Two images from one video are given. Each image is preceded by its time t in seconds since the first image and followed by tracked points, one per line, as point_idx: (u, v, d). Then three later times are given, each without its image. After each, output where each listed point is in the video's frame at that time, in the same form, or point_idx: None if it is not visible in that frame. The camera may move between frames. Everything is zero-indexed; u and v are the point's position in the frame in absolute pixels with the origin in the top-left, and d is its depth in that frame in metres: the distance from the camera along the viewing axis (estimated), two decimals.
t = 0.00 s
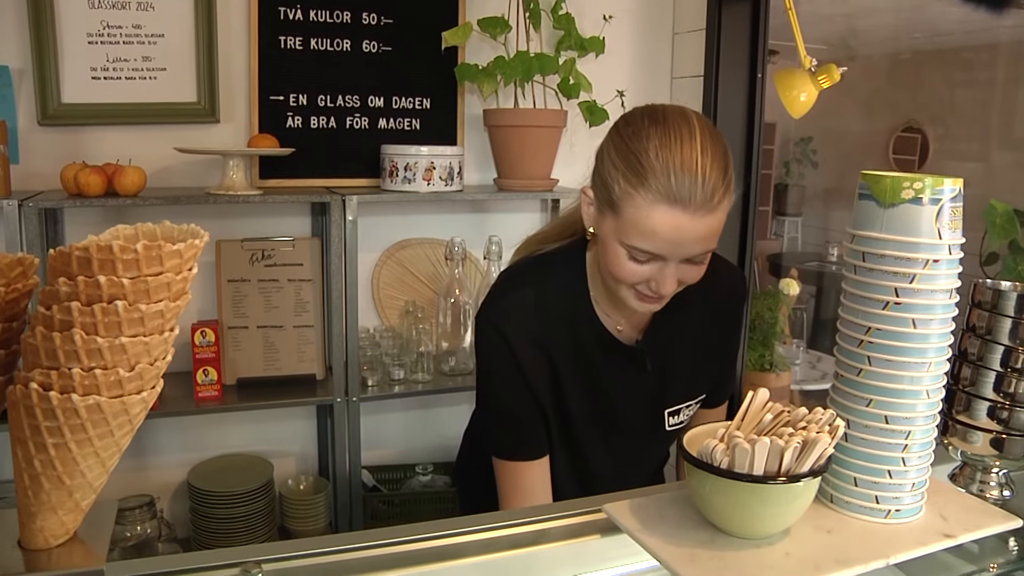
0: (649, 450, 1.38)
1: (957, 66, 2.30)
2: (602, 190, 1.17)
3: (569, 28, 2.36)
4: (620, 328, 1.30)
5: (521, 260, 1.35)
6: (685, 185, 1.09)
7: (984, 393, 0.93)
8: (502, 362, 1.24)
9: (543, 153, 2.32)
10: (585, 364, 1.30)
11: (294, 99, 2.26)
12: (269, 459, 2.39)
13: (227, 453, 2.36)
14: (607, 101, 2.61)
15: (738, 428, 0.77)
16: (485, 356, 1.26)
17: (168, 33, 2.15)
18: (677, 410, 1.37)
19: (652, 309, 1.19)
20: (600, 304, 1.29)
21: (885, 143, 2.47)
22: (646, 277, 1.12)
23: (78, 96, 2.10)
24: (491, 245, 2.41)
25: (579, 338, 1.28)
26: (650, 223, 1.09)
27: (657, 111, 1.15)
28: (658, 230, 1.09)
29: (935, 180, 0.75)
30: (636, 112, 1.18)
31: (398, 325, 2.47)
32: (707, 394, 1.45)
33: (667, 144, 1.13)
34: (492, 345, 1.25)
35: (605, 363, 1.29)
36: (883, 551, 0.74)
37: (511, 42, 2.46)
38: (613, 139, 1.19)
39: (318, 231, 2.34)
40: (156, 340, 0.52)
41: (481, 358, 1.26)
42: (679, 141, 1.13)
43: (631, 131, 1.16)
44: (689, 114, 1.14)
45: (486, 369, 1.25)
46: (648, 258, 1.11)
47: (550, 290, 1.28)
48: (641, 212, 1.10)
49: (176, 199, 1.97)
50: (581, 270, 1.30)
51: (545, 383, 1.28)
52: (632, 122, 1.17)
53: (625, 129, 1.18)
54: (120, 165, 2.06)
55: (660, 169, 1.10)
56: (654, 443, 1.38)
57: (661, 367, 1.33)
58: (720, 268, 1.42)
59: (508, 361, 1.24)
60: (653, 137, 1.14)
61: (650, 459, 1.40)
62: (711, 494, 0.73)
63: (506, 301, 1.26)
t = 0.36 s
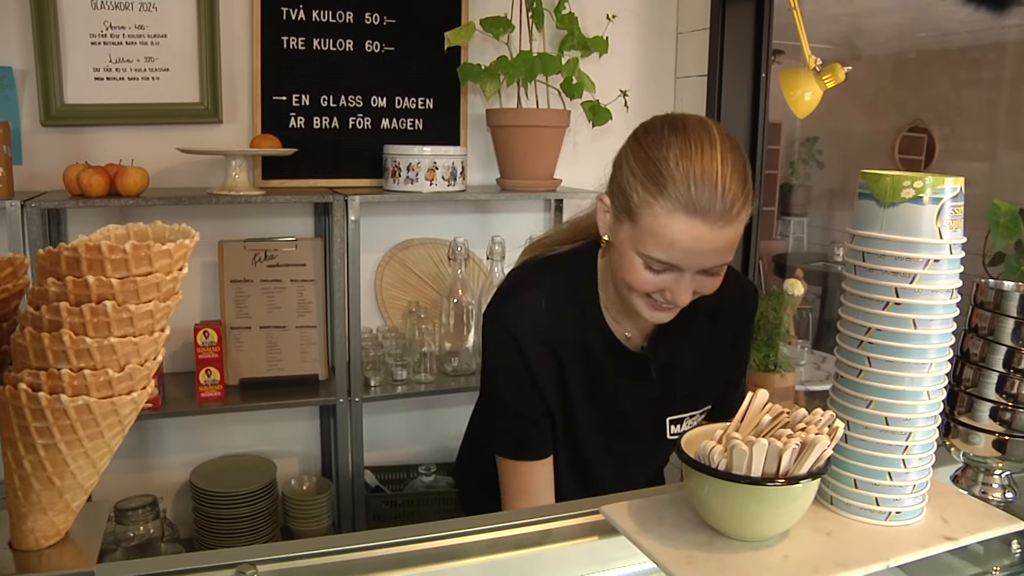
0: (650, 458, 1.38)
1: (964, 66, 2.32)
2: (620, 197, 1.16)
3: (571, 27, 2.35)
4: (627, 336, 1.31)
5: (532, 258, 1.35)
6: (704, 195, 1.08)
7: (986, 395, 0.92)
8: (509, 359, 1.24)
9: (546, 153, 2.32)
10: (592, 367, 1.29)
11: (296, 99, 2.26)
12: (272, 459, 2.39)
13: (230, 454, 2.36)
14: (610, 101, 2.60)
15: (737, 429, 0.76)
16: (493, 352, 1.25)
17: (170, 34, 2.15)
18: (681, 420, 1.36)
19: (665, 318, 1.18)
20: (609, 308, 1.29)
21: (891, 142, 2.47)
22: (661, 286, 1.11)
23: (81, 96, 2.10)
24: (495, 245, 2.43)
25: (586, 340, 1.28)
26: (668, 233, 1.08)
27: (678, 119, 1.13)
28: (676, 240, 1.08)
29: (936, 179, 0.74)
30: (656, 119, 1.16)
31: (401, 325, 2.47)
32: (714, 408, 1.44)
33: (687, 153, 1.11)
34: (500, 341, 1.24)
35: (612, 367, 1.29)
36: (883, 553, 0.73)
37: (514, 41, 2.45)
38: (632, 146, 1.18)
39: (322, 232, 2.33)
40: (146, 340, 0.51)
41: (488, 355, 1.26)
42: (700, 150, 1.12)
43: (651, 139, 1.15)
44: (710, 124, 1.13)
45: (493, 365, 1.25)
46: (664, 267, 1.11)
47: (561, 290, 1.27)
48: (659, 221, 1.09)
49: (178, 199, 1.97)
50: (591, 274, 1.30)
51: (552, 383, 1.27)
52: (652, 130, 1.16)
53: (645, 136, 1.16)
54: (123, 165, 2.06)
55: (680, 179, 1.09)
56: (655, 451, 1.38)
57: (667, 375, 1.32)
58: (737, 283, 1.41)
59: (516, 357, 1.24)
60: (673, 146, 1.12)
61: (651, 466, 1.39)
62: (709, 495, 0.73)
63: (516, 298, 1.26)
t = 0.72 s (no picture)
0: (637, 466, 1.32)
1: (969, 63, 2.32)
2: (620, 185, 1.15)
3: (571, 24, 2.34)
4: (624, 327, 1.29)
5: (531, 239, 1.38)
6: (708, 179, 1.07)
7: (986, 392, 0.91)
8: (489, 331, 1.26)
9: (547, 150, 2.31)
10: (578, 356, 1.28)
11: (296, 97, 2.26)
12: (273, 458, 2.39)
13: (230, 452, 2.36)
14: (611, 98, 2.59)
15: (732, 427, 0.75)
16: (473, 326, 1.27)
17: (169, 32, 2.14)
18: (668, 424, 1.31)
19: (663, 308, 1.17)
20: (601, 294, 1.28)
21: (895, 139, 2.46)
22: (663, 273, 1.10)
23: (81, 95, 2.10)
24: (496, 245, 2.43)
25: (573, 323, 1.28)
26: (671, 217, 1.07)
27: (679, 107, 1.14)
28: (680, 225, 1.07)
29: (933, 173, 0.73)
30: (657, 107, 1.16)
31: (402, 324, 2.46)
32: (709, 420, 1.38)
33: (689, 139, 1.11)
34: (482, 314, 1.26)
35: (598, 357, 1.27)
36: (880, 552, 0.72)
37: (515, 39, 2.44)
38: (631, 134, 1.18)
39: (322, 230, 2.33)
40: (130, 337, 0.50)
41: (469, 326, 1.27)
42: (701, 136, 1.12)
43: (652, 126, 1.15)
44: (710, 111, 1.13)
45: (473, 340, 1.26)
46: (665, 254, 1.09)
47: (550, 272, 1.29)
48: (662, 206, 1.08)
49: (178, 198, 1.97)
50: (583, 263, 1.30)
51: (533, 363, 1.28)
52: (651, 117, 1.16)
53: (644, 123, 1.16)
54: (122, 163, 2.05)
55: (683, 164, 1.09)
56: (643, 457, 1.32)
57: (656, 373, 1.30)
58: (734, 287, 1.38)
59: (496, 330, 1.26)
60: (675, 133, 1.12)
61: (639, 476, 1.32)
62: (704, 493, 0.72)
63: (504, 277, 1.28)
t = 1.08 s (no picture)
0: (640, 454, 1.31)
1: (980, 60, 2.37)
2: (612, 164, 1.15)
3: (579, 24, 2.33)
4: (626, 314, 1.27)
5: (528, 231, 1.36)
6: (699, 154, 1.07)
7: (997, 393, 0.90)
8: (484, 325, 1.23)
9: (555, 150, 2.30)
10: (578, 344, 1.26)
11: (303, 98, 2.26)
12: (281, 458, 2.39)
13: (239, 453, 2.36)
14: (618, 97, 2.58)
15: (738, 429, 0.74)
16: (467, 316, 1.24)
17: (177, 34, 2.15)
18: (672, 411, 1.30)
19: (659, 289, 1.15)
20: (599, 283, 1.27)
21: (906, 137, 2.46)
22: (657, 251, 1.09)
23: (89, 97, 2.11)
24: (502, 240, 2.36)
25: (571, 314, 1.26)
26: (664, 192, 1.06)
27: (670, 88, 1.15)
28: (672, 200, 1.05)
29: (942, 172, 0.72)
30: (647, 89, 1.17)
31: (410, 324, 2.45)
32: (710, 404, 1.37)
33: (680, 117, 1.11)
34: (477, 304, 1.24)
35: (598, 346, 1.25)
36: (888, 556, 0.71)
37: (522, 38, 2.44)
38: (623, 116, 1.18)
39: (329, 230, 2.33)
40: (129, 339, 0.50)
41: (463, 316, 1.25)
42: (692, 115, 1.12)
43: (642, 107, 1.16)
44: (701, 93, 1.14)
45: (466, 330, 1.24)
46: (659, 231, 1.08)
47: (545, 263, 1.27)
48: (654, 181, 1.07)
49: (185, 199, 1.97)
50: (581, 251, 1.28)
51: (531, 352, 1.25)
52: (642, 99, 1.17)
53: (635, 105, 1.17)
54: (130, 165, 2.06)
55: (675, 140, 1.08)
56: (645, 445, 1.31)
57: (658, 360, 1.28)
58: (727, 268, 1.36)
59: (491, 324, 1.23)
60: (665, 111, 1.13)
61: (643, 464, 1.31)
62: (709, 496, 0.71)
63: (499, 270, 1.26)
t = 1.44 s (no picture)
0: (640, 445, 1.29)
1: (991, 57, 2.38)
2: (608, 149, 1.15)
3: (585, 23, 2.32)
4: (625, 304, 1.27)
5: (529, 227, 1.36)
6: (694, 134, 1.06)
7: (1004, 394, 0.90)
8: (481, 315, 1.23)
9: (561, 149, 2.30)
10: (577, 335, 1.25)
11: (309, 98, 2.26)
12: (288, 458, 2.39)
13: (245, 452, 2.36)
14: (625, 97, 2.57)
15: (741, 430, 0.74)
16: (465, 306, 1.24)
17: (182, 34, 2.15)
18: (672, 403, 1.27)
19: (657, 274, 1.14)
20: (598, 272, 1.27)
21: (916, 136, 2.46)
22: (653, 233, 1.08)
23: (96, 97, 2.11)
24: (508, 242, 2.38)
25: (570, 304, 1.25)
26: (659, 172, 1.05)
27: (664, 74, 1.15)
28: (667, 180, 1.05)
29: (947, 169, 0.72)
30: (641, 76, 1.17)
31: (415, 323, 2.45)
32: (712, 398, 1.35)
33: (674, 100, 1.11)
34: (475, 295, 1.23)
35: (598, 336, 1.24)
36: (892, 558, 0.70)
37: (527, 37, 2.43)
38: (617, 101, 1.18)
39: (335, 230, 2.33)
40: (122, 338, 0.50)
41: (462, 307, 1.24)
42: (686, 98, 1.12)
43: (636, 92, 1.15)
44: (695, 78, 1.14)
45: (464, 320, 1.23)
46: (655, 212, 1.07)
47: (543, 254, 1.27)
48: (650, 162, 1.07)
49: (190, 199, 1.97)
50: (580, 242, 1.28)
51: (529, 343, 1.25)
52: (636, 84, 1.16)
53: (630, 90, 1.17)
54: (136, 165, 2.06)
55: (669, 121, 1.08)
56: (646, 436, 1.29)
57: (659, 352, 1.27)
58: (727, 261, 1.35)
59: (488, 312, 1.23)
60: (659, 94, 1.13)
61: (644, 456, 1.29)
62: (710, 497, 0.70)
63: (497, 259, 1.25)
